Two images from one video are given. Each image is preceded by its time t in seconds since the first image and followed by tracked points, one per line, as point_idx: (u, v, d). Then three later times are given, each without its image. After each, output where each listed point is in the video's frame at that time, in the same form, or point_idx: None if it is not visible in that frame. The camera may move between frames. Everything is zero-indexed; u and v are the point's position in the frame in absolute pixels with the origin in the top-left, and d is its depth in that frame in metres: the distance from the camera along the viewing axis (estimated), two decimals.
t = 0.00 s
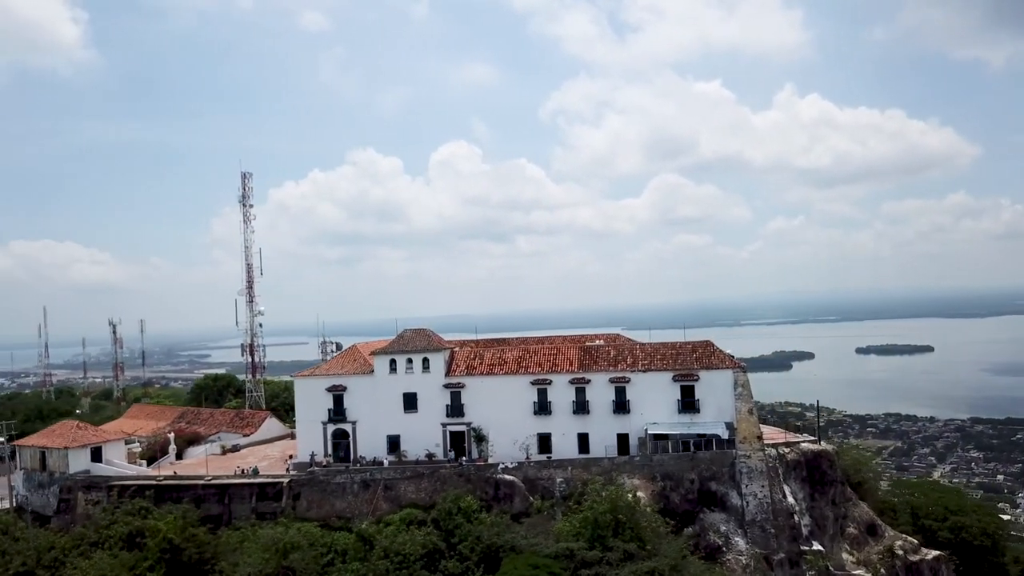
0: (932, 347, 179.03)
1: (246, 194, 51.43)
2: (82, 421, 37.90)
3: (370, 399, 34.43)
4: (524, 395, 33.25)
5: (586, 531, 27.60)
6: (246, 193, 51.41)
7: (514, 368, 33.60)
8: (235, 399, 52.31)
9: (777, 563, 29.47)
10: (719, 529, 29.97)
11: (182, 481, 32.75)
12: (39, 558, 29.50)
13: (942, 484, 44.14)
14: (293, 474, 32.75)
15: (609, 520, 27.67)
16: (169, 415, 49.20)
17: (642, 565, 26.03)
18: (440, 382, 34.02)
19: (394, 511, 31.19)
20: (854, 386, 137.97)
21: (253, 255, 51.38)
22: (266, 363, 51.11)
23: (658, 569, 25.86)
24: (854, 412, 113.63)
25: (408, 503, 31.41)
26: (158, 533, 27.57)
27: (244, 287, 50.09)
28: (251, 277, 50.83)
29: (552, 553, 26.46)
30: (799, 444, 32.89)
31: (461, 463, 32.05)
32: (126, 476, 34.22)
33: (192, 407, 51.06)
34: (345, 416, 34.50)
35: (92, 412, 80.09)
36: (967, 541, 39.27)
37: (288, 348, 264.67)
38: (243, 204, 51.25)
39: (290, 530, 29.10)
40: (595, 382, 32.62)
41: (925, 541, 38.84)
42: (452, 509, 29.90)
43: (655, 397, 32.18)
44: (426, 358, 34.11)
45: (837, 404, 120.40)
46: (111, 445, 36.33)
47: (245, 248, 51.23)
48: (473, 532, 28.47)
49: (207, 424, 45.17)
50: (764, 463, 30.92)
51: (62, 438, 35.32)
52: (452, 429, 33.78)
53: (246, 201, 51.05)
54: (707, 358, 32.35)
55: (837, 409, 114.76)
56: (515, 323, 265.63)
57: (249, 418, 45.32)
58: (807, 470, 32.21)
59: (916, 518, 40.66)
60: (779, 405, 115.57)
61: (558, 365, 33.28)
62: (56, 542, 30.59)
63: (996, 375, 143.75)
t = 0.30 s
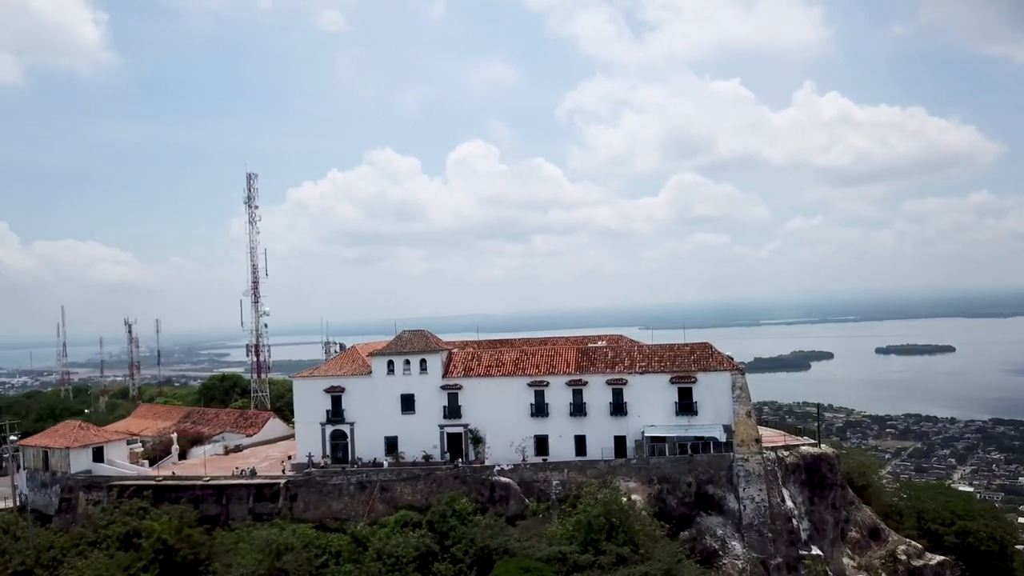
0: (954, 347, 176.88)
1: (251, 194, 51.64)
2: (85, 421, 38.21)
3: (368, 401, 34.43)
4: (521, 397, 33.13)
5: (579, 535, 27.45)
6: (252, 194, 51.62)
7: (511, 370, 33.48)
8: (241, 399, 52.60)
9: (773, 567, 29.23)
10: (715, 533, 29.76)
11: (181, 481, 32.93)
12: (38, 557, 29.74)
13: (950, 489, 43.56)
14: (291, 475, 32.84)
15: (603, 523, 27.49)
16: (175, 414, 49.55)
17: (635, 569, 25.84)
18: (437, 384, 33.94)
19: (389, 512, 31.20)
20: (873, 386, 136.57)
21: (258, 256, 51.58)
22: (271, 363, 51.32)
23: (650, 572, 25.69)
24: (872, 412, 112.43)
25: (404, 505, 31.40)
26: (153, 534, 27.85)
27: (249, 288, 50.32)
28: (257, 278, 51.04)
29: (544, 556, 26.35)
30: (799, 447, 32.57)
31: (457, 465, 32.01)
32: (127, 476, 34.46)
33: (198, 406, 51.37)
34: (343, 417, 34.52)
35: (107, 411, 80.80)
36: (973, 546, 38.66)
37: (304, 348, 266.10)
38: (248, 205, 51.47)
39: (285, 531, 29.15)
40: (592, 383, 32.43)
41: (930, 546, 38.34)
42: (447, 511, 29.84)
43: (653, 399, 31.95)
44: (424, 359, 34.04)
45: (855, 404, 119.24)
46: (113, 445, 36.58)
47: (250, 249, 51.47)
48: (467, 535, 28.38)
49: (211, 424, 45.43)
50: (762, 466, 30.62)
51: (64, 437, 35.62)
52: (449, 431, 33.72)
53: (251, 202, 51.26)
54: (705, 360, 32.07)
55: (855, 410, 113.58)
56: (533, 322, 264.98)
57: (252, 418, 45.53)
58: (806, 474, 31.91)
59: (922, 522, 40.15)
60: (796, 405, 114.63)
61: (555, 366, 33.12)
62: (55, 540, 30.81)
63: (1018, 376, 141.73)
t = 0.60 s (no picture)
0: (976, 347, 174.69)
1: (256, 196, 51.84)
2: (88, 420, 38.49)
3: (365, 401, 34.44)
4: (517, 399, 33.03)
5: (572, 538, 27.29)
6: (257, 195, 51.81)
7: (508, 371, 33.36)
8: (247, 398, 52.89)
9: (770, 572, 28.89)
10: (712, 537, 29.48)
11: (179, 481, 33.10)
12: (36, 556, 29.95)
13: (959, 493, 42.94)
14: (287, 476, 32.91)
15: (596, 526, 27.30)
16: (181, 414, 49.89)
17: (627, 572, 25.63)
18: (434, 385, 33.89)
19: (385, 514, 31.20)
20: (891, 387, 135.20)
21: (263, 257, 51.78)
22: (276, 363, 51.52)
23: None
24: (890, 413, 111.20)
25: (399, 506, 31.39)
26: (147, 534, 28.06)
27: (254, 288, 50.53)
28: (261, 278, 51.24)
29: (535, 559, 26.22)
30: (798, 450, 32.29)
31: (453, 467, 31.97)
32: (128, 476, 34.72)
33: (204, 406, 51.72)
34: (341, 418, 34.55)
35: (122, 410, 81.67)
36: (979, 550, 38.06)
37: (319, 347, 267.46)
38: (253, 206, 51.68)
39: (278, 532, 29.17)
40: (589, 385, 32.27)
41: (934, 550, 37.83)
42: (442, 513, 29.79)
43: (649, 401, 31.73)
44: (421, 360, 34.01)
45: (873, 405, 118.05)
46: (115, 445, 36.84)
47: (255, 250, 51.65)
48: (460, 537, 28.31)
49: (215, 424, 45.66)
50: (760, 469, 30.33)
51: (67, 437, 35.90)
52: (446, 432, 33.67)
53: (256, 203, 51.46)
54: (703, 362, 31.84)
55: (873, 411, 112.46)
56: (550, 321, 264.55)
57: (256, 418, 45.68)
58: (805, 477, 31.62)
59: (928, 526, 39.62)
60: (813, 406, 113.65)
61: (552, 368, 32.98)
62: (54, 539, 31.03)
63: None
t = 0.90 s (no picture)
0: (997, 347, 172.57)
1: (261, 196, 52.04)
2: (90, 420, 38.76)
3: (362, 402, 34.47)
4: (514, 400, 32.93)
5: (564, 541, 27.11)
6: (261, 196, 52.03)
7: (504, 373, 33.27)
8: (253, 398, 53.18)
9: None
10: (707, 541, 29.25)
11: (178, 481, 33.31)
12: (35, 554, 30.20)
13: (966, 498, 42.37)
14: (284, 476, 32.98)
15: (588, 529, 27.12)
16: (187, 413, 50.22)
17: None
18: (431, 386, 33.86)
19: (380, 515, 31.21)
20: (909, 387, 133.74)
21: (268, 257, 51.96)
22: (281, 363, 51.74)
23: None
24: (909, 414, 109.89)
25: (395, 508, 31.39)
26: (142, 535, 28.29)
27: (259, 289, 50.75)
28: (266, 279, 51.45)
29: (527, 561, 26.10)
30: (797, 453, 32.07)
31: (448, 469, 31.95)
32: (128, 476, 34.97)
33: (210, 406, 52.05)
34: (338, 419, 34.59)
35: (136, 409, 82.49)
36: (984, 555, 37.46)
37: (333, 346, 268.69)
38: (257, 207, 51.88)
39: (272, 534, 29.21)
40: (585, 387, 32.10)
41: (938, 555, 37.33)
42: (436, 514, 29.74)
43: (646, 403, 31.53)
44: (418, 361, 34.00)
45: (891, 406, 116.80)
46: (117, 445, 37.11)
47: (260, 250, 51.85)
48: (454, 539, 28.26)
49: (219, 423, 45.92)
50: (756, 472, 30.08)
51: (69, 437, 36.17)
52: (443, 434, 33.63)
53: (261, 204, 51.67)
54: (700, 364, 31.59)
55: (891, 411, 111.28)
56: (568, 321, 263.77)
57: (260, 419, 45.86)
58: (803, 481, 31.40)
59: (933, 530, 39.10)
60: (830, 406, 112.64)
61: (549, 370, 32.85)
62: (53, 538, 31.29)
63: None
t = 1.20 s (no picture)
0: (1019, 347, 170.11)
1: (265, 197, 52.24)
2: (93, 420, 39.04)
3: (359, 403, 34.49)
4: (510, 402, 32.82)
5: (556, 544, 26.94)
6: (266, 197, 52.22)
7: (501, 374, 33.17)
8: (259, 398, 53.42)
9: None
10: (703, 544, 29.04)
11: (176, 481, 33.48)
12: (33, 553, 30.44)
13: (973, 502, 41.73)
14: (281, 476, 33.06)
15: (580, 532, 26.95)
16: (192, 413, 50.54)
17: None
18: (428, 387, 33.82)
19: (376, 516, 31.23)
20: (929, 387, 132.06)
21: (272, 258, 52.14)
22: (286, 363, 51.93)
23: None
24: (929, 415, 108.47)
25: (390, 508, 31.40)
26: (137, 535, 28.43)
27: (263, 289, 50.94)
28: (271, 280, 51.63)
29: (518, 565, 25.98)
30: (795, 456, 31.83)
31: (444, 470, 31.91)
32: (128, 476, 35.19)
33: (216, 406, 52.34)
34: (336, 419, 34.64)
35: (149, 408, 83.11)
36: (990, 560, 36.85)
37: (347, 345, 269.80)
38: (262, 208, 52.09)
39: (266, 534, 29.24)
40: (581, 388, 31.94)
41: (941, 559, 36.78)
42: (430, 515, 29.70)
43: (642, 404, 31.32)
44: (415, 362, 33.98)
45: (909, 406, 115.46)
46: (118, 444, 37.36)
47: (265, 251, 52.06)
48: (447, 541, 28.18)
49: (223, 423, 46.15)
50: (752, 475, 29.82)
51: (71, 437, 36.44)
52: (439, 435, 33.59)
53: (266, 205, 51.87)
54: (696, 365, 31.34)
55: (909, 412, 109.86)
56: (583, 320, 263.27)
57: (262, 418, 46.02)
58: (800, 484, 31.15)
59: (938, 534, 38.53)
60: (847, 407, 111.50)
61: (545, 371, 32.72)
62: (52, 537, 31.53)
63: None
